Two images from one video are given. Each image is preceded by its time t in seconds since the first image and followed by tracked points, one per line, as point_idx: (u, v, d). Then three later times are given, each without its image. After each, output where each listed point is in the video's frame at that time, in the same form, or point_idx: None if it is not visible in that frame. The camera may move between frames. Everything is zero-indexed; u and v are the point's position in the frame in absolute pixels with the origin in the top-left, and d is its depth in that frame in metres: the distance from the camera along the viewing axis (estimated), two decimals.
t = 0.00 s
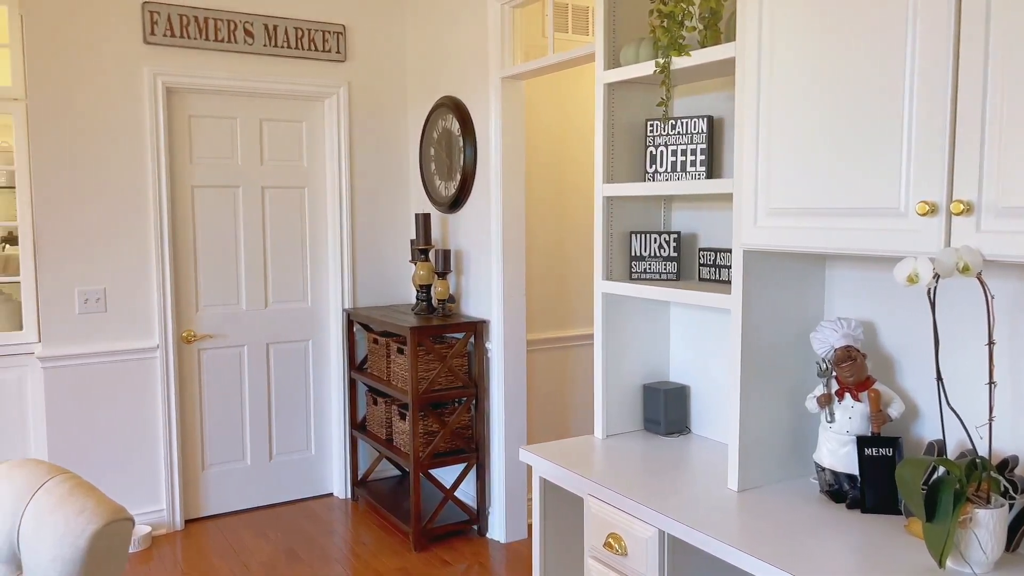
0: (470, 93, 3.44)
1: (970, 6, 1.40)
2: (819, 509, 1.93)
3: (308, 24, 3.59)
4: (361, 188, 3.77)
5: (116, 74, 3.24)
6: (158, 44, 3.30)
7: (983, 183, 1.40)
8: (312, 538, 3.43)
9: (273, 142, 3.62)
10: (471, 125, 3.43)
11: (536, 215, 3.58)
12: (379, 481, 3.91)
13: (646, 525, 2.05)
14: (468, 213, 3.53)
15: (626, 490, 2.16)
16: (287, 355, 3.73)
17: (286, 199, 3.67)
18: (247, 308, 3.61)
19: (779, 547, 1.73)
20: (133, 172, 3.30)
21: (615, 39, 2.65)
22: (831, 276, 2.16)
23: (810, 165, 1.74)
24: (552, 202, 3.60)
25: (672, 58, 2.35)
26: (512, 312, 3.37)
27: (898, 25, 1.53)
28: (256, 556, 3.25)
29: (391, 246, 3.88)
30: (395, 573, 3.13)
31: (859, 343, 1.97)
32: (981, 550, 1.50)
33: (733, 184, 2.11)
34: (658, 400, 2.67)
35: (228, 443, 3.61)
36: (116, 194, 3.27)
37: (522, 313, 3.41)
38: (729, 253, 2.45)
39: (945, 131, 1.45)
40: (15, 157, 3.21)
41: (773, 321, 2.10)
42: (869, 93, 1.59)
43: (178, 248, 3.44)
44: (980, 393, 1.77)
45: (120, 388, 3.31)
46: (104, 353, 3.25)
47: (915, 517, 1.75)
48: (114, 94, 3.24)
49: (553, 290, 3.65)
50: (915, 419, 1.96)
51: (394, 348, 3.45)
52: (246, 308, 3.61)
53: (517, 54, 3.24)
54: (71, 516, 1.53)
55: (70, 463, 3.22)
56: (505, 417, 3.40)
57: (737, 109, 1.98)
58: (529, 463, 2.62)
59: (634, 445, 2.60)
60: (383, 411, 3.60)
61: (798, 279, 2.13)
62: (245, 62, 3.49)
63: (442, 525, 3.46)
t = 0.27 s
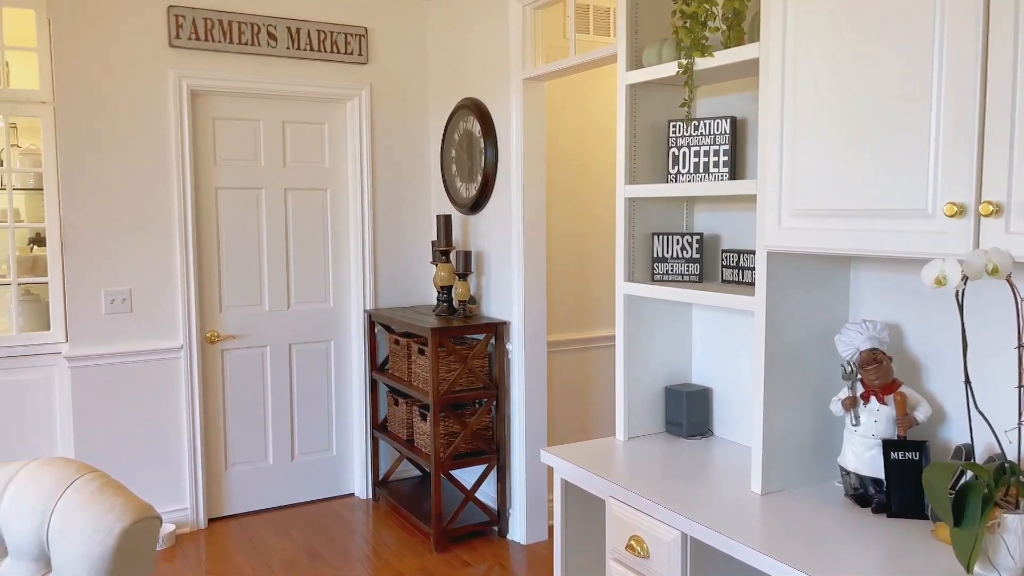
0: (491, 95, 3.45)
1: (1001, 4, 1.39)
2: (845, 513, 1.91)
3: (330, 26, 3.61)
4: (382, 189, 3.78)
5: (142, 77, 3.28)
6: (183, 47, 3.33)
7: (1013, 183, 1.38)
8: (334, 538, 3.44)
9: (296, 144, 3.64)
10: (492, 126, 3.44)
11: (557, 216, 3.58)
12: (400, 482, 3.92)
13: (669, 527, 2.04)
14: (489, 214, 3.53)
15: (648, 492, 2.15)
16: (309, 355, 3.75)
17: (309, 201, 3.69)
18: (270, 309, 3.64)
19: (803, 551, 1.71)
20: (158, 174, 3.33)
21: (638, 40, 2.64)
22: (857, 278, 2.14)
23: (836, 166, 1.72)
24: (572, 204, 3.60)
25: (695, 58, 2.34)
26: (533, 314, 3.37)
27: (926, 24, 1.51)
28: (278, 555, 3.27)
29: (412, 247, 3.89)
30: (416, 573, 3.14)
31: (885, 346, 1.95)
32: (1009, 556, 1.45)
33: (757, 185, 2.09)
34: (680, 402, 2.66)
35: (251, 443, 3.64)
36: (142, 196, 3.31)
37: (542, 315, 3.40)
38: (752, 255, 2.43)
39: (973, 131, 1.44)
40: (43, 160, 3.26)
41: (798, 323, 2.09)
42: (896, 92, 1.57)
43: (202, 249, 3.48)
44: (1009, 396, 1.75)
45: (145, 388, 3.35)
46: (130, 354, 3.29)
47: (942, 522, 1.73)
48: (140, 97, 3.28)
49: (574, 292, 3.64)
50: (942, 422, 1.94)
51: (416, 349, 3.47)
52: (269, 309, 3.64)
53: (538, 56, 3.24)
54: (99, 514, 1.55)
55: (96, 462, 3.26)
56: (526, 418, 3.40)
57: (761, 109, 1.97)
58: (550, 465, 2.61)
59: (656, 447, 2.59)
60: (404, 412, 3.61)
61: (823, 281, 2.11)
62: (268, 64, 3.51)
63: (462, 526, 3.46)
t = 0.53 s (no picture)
0: (512, 96, 3.45)
1: None
2: (869, 517, 1.89)
3: (352, 29, 3.63)
4: (403, 191, 3.80)
5: (167, 80, 3.31)
6: (207, 50, 3.36)
7: None
8: (355, 538, 3.46)
9: (318, 145, 3.67)
10: (513, 127, 3.44)
11: (577, 218, 3.57)
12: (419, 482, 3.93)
13: (691, 530, 2.03)
14: (509, 216, 3.54)
15: (670, 494, 2.15)
16: (330, 356, 3.77)
17: (330, 203, 3.71)
18: (291, 310, 3.66)
19: (828, 554, 1.70)
20: (182, 176, 3.36)
21: (660, 40, 2.64)
22: (882, 280, 2.12)
23: (861, 166, 1.71)
24: (592, 205, 3.60)
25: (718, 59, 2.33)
26: (553, 315, 3.37)
27: (954, 23, 1.50)
28: (299, 555, 3.29)
29: (433, 248, 3.90)
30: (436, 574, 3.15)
31: (911, 348, 1.93)
32: None
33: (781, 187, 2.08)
34: (702, 404, 2.65)
35: (273, 443, 3.66)
36: (166, 197, 3.34)
37: (562, 316, 3.40)
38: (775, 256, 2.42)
39: (1002, 131, 1.42)
40: (70, 162, 3.30)
41: (822, 325, 2.07)
42: (922, 92, 1.56)
43: (225, 251, 3.51)
44: None
45: (169, 387, 3.38)
46: (154, 353, 3.32)
47: (969, 527, 1.70)
48: (165, 99, 3.31)
49: (594, 293, 3.64)
50: (969, 426, 1.92)
51: (436, 350, 3.48)
52: (290, 310, 3.66)
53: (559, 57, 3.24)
54: (126, 512, 1.56)
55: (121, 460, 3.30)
56: (546, 419, 3.40)
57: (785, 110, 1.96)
58: (571, 467, 2.61)
59: (678, 450, 2.58)
60: (424, 412, 3.62)
61: (848, 283, 2.10)
62: (290, 67, 3.54)
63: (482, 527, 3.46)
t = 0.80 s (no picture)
0: (532, 98, 3.45)
1: None
2: (894, 521, 1.87)
3: (372, 31, 3.65)
4: (423, 192, 3.81)
5: (190, 83, 3.35)
6: (230, 53, 3.39)
7: None
8: (375, 538, 3.47)
9: (339, 147, 3.69)
10: (533, 129, 3.44)
11: (598, 219, 3.57)
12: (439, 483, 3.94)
13: (713, 532, 2.02)
14: (529, 217, 3.53)
15: (691, 497, 2.14)
16: (350, 356, 3.79)
17: (351, 204, 3.73)
18: (312, 310, 3.68)
19: (852, 558, 1.69)
20: (206, 178, 3.40)
21: (682, 41, 2.63)
22: (907, 282, 2.10)
23: (886, 167, 1.69)
24: (613, 207, 3.59)
25: (740, 59, 2.32)
26: (573, 316, 3.37)
27: (981, 23, 1.48)
28: (320, 554, 3.31)
29: (453, 250, 3.91)
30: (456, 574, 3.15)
31: (937, 351, 1.90)
32: None
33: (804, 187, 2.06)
34: (724, 407, 2.63)
35: (294, 443, 3.69)
36: (190, 199, 3.38)
37: (582, 318, 3.39)
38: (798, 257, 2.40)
39: None
40: (96, 164, 3.35)
41: (846, 327, 2.05)
42: (948, 93, 1.55)
43: (247, 252, 3.53)
44: None
45: (192, 387, 3.41)
46: (178, 353, 3.36)
47: (995, 532, 1.68)
48: (189, 102, 3.35)
49: (613, 294, 3.63)
50: (996, 430, 1.89)
51: (456, 351, 3.48)
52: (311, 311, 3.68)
53: (580, 58, 3.23)
54: (153, 509, 1.57)
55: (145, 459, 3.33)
56: (565, 421, 3.39)
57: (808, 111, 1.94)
58: (591, 468, 2.61)
59: (700, 452, 2.57)
60: (444, 413, 3.63)
61: (872, 285, 2.08)
62: (312, 69, 3.56)
63: (502, 528, 3.47)
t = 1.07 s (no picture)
0: (552, 99, 3.45)
1: None
2: (919, 526, 1.86)
3: (393, 33, 3.66)
4: (443, 193, 3.82)
5: (214, 85, 3.38)
6: (252, 56, 3.42)
7: None
8: (395, 538, 3.48)
9: (359, 149, 3.71)
10: (553, 130, 3.44)
11: (618, 221, 3.56)
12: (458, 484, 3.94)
13: (735, 536, 2.01)
14: (549, 218, 3.53)
15: (713, 500, 2.13)
16: (370, 357, 3.80)
17: (372, 205, 3.75)
18: (333, 311, 3.70)
19: (876, 563, 1.67)
20: (229, 179, 3.42)
21: (704, 42, 2.61)
22: (932, 284, 2.08)
23: (912, 168, 1.68)
24: (633, 209, 3.58)
25: (763, 60, 2.30)
26: (593, 318, 3.36)
27: (1011, 22, 1.47)
28: (341, 554, 3.32)
29: (472, 251, 3.92)
30: None
31: (963, 354, 1.88)
32: None
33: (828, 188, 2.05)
34: (746, 409, 2.62)
35: (314, 443, 3.70)
36: (213, 201, 3.40)
37: (602, 319, 3.39)
38: (822, 259, 2.38)
39: None
40: (120, 166, 3.39)
41: (871, 330, 2.04)
42: (977, 93, 1.53)
43: (269, 253, 3.56)
44: None
45: (215, 387, 3.44)
46: (201, 353, 3.39)
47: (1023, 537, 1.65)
48: (212, 104, 3.38)
49: (633, 296, 3.62)
50: None
51: (475, 352, 3.49)
52: (332, 311, 3.70)
53: (600, 59, 3.23)
54: (179, 509, 1.59)
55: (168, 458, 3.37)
56: (585, 423, 3.39)
57: (832, 111, 1.93)
58: (612, 470, 2.60)
59: (721, 455, 2.55)
60: (464, 414, 3.64)
61: (897, 287, 2.06)
62: (333, 71, 3.57)
63: (522, 529, 3.47)
